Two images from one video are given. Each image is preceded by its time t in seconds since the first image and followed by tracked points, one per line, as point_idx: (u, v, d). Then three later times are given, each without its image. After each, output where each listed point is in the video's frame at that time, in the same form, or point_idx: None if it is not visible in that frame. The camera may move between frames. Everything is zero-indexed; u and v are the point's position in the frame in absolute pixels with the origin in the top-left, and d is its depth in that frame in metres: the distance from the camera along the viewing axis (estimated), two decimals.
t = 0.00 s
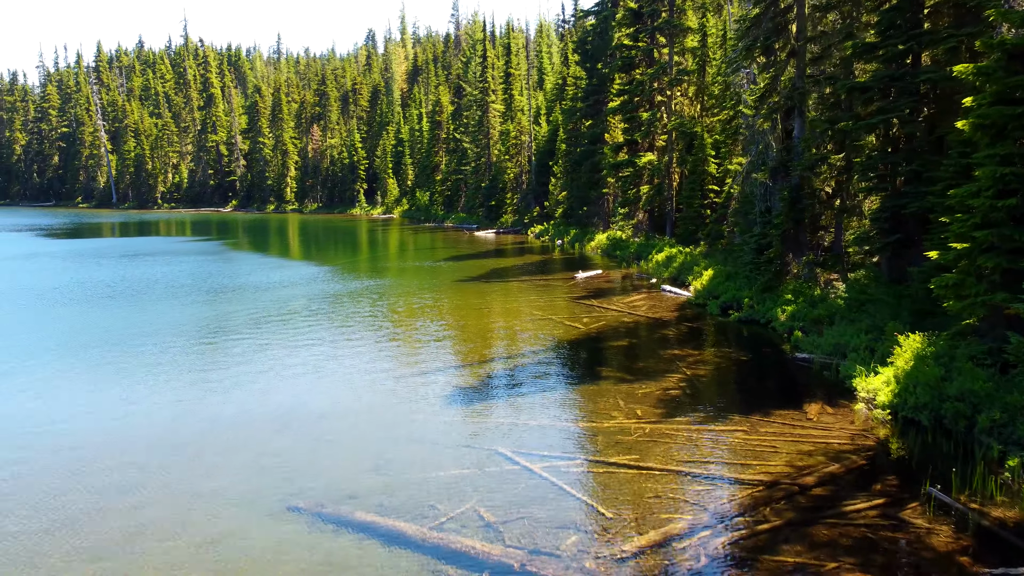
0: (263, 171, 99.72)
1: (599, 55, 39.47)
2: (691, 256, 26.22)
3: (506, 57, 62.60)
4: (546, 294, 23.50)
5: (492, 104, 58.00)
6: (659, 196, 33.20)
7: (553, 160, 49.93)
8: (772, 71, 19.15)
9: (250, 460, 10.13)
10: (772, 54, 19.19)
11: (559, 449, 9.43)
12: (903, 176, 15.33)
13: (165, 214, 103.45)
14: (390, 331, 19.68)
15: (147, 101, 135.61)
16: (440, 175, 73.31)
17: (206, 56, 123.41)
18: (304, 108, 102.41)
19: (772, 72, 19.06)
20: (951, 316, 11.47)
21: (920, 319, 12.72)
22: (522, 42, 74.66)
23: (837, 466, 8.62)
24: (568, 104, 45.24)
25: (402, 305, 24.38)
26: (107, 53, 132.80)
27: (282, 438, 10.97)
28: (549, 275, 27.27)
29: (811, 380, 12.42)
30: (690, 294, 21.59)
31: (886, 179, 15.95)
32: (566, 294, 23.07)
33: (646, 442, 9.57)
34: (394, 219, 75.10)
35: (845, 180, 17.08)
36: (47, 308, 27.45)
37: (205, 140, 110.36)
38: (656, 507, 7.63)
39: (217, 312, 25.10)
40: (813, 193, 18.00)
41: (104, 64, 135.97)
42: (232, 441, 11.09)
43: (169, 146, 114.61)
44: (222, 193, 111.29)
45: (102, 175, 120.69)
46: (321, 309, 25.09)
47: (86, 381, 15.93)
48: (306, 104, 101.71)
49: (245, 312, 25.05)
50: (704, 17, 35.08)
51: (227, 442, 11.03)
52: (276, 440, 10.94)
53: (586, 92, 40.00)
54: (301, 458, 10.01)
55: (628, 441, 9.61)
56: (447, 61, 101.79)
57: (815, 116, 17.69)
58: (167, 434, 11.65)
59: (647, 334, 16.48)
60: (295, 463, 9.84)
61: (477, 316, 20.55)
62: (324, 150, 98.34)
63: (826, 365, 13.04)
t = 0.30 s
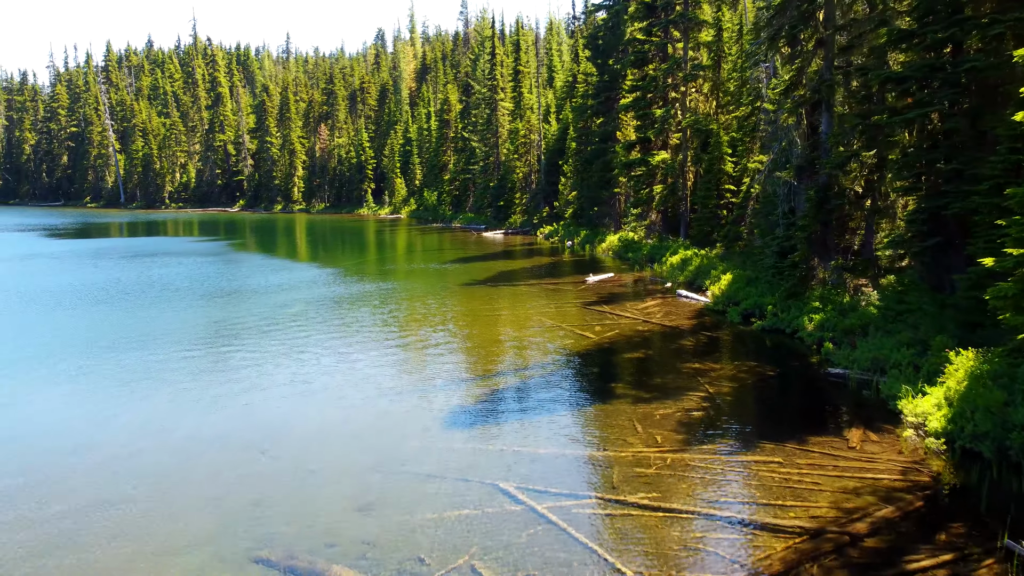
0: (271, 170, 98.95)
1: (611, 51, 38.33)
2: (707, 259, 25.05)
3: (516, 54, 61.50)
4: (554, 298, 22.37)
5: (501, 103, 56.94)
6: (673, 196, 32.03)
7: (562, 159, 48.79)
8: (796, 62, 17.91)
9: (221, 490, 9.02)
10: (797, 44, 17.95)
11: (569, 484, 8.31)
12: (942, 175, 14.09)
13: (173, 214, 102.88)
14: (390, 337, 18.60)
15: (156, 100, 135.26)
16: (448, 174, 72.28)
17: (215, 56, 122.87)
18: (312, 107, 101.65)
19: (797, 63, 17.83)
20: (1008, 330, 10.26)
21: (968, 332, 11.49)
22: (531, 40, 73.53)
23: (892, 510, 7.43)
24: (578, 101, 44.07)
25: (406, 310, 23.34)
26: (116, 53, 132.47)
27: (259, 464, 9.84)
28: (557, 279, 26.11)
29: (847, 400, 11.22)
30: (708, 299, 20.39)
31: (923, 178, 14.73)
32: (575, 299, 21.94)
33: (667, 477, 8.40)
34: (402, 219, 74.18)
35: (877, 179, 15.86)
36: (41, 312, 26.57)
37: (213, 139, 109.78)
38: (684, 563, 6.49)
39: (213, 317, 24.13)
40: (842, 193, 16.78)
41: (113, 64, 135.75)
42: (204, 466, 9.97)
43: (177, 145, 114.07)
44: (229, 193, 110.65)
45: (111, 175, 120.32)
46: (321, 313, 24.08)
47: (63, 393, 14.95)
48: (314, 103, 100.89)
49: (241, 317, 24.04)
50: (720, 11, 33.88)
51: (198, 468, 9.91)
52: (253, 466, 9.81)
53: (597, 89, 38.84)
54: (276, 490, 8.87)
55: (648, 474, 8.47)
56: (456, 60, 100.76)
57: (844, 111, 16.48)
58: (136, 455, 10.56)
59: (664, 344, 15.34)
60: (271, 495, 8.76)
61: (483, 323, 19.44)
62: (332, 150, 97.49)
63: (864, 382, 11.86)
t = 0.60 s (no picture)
0: (276, 170, 98.07)
1: (622, 46, 37.10)
2: (724, 262, 23.84)
3: (524, 51, 60.30)
4: (562, 303, 21.15)
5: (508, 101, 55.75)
6: (687, 196, 30.80)
7: (571, 157, 47.57)
8: (824, 51, 16.61)
9: (182, 532, 7.90)
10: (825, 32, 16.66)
11: (581, 529, 7.14)
12: (987, 172, 12.86)
13: (178, 214, 102.14)
14: (389, 347, 17.40)
15: (162, 100, 134.64)
16: (455, 174, 71.16)
17: (221, 55, 122.10)
18: (318, 106, 100.72)
19: (825, 52, 16.54)
20: None
21: None
22: (539, 37, 72.30)
23: (965, 567, 6.25)
24: (588, 98, 42.82)
25: (409, 316, 22.15)
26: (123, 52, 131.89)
27: (228, 499, 8.69)
28: (566, 282, 24.91)
29: (892, 424, 10.01)
30: (726, 305, 19.15)
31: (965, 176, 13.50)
32: (585, 304, 20.72)
33: (697, 522, 7.22)
34: (408, 219, 73.14)
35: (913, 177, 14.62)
36: (31, 317, 25.59)
37: (219, 139, 108.99)
38: None
39: (207, 324, 23.05)
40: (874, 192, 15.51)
41: (121, 63, 135.22)
42: (168, 500, 8.83)
43: (183, 145, 113.29)
44: (235, 192, 109.83)
45: (117, 175, 119.68)
46: (320, 319, 22.93)
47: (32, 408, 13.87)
48: (321, 102, 99.92)
49: (236, 324, 22.94)
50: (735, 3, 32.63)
51: (161, 503, 8.77)
52: (220, 502, 8.66)
53: (608, 85, 37.60)
54: (242, 535, 7.70)
55: (672, 518, 7.30)
56: (463, 58, 99.59)
57: (876, 104, 15.22)
58: (93, 485, 9.42)
59: (682, 355, 14.15)
60: (238, 539, 7.64)
61: (487, 331, 18.23)
62: (338, 149, 96.52)
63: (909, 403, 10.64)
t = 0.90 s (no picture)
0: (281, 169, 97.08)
1: (632, 39, 35.88)
2: (742, 264, 22.64)
3: (531, 47, 59.09)
4: (571, 308, 19.94)
5: (515, 98, 54.55)
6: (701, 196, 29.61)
7: (580, 156, 46.36)
8: (855, 39, 15.38)
9: None
10: (856, 17, 15.44)
11: None
12: None
13: (182, 213, 101.32)
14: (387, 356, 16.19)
15: (168, 99, 133.85)
16: (461, 173, 70.03)
17: (227, 53, 121.25)
18: (324, 105, 99.74)
19: (857, 40, 15.30)
20: None
21: None
22: (547, 33, 71.07)
23: None
24: (597, 94, 41.57)
25: (412, 321, 20.96)
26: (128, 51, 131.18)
27: (191, 541, 7.55)
28: (575, 285, 23.69)
29: (949, 453, 8.82)
30: (747, 311, 17.95)
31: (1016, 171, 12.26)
32: (595, 309, 19.50)
33: None
34: (413, 219, 72.12)
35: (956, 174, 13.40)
36: (18, 321, 24.58)
37: (223, 138, 108.12)
38: None
39: (200, 328, 21.94)
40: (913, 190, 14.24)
41: (126, 62, 134.53)
42: (121, 541, 7.70)
43: (188, 144, 112.50)
44: (240, 192, 108.94)
45: (122, 174, 118.96)
46: (318, 324, 21.76)
47: None
48: (326, 101, 98.91)
49: (230, 329, 21.80)
50: None
51: (112, 545, 7.63)
52: (177, 548, 7.47)
53: (618, 81, 36.37)
54: None
55: None
56: (469, 56, 98.47)
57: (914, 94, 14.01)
58: (39, 522, 8.27)
59: (704, 368, 12.96)
60: None
61: (492, 340, 17.02)
62: (344, 148, 95.56)
63: (966, 427, 9.45)
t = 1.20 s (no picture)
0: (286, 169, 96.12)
1: (644, 33, 34.61)
2: (762, 268, 21.41)
3: (539, 43, 57.85)
4: (581, 315, 18.63)
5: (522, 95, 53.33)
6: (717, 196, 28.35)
7: (589, 154, 45.12)
8: (893, 23, 14.10)
9: None
10: None
11: None
12: None
13: (187, 213, 100.52)
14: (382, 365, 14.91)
15: (173, 98, 133.11)
16: (467, 172, 68.87)
17: (232, 52, 120.40)
18: (329, 104, 98.72)
19: (895, 24, 14.03)
20: None
21: None
22: (555, 30, 69.82)
23: None
24: (607, 91, 40.30)
25: (413, 326, 19.68)
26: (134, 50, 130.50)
27: None
28: (584, 290, 22.41)
29: None
30: (770, 319, 16.73)
31: None
32: (607, 316, 18.21)
33: None
34: (419, 219, 71.05)
35: (1008, 171, 12.12)
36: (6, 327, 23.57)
37: (228, 137, 107.26)
38: None
39: (190, 335, 20.75)
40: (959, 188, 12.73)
41: (133, 61, 133.90)
42: None
43: (193, 144, 111.66)
44: (245, 192, 108.08)
45: (127, 174, 118.28)
46: (315, 329, 20.54)
47: None
48: (332, 100, 97.86)
49: (222, 336, 20.63)
50: None
51: None
52: None
53: (629, 76, 35.11)
54: None
55: None
56: (477, 54, 97.27)
57: (960, 84, 12.73)
58: None
59: (731, 385, 11.73)
60: None
61: (497, 347, 15.75)
62: (349, 148, 94.52)
63: None
